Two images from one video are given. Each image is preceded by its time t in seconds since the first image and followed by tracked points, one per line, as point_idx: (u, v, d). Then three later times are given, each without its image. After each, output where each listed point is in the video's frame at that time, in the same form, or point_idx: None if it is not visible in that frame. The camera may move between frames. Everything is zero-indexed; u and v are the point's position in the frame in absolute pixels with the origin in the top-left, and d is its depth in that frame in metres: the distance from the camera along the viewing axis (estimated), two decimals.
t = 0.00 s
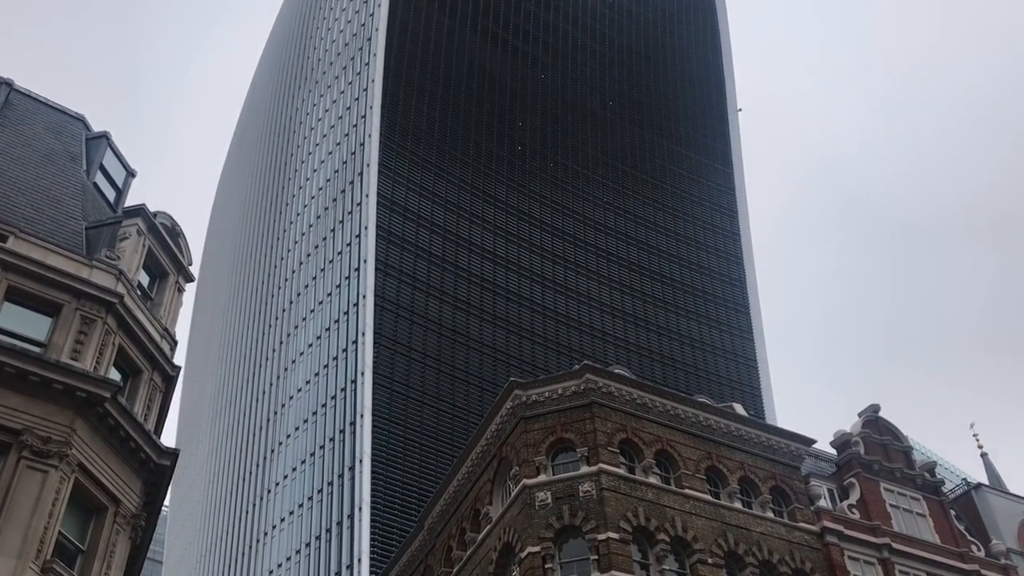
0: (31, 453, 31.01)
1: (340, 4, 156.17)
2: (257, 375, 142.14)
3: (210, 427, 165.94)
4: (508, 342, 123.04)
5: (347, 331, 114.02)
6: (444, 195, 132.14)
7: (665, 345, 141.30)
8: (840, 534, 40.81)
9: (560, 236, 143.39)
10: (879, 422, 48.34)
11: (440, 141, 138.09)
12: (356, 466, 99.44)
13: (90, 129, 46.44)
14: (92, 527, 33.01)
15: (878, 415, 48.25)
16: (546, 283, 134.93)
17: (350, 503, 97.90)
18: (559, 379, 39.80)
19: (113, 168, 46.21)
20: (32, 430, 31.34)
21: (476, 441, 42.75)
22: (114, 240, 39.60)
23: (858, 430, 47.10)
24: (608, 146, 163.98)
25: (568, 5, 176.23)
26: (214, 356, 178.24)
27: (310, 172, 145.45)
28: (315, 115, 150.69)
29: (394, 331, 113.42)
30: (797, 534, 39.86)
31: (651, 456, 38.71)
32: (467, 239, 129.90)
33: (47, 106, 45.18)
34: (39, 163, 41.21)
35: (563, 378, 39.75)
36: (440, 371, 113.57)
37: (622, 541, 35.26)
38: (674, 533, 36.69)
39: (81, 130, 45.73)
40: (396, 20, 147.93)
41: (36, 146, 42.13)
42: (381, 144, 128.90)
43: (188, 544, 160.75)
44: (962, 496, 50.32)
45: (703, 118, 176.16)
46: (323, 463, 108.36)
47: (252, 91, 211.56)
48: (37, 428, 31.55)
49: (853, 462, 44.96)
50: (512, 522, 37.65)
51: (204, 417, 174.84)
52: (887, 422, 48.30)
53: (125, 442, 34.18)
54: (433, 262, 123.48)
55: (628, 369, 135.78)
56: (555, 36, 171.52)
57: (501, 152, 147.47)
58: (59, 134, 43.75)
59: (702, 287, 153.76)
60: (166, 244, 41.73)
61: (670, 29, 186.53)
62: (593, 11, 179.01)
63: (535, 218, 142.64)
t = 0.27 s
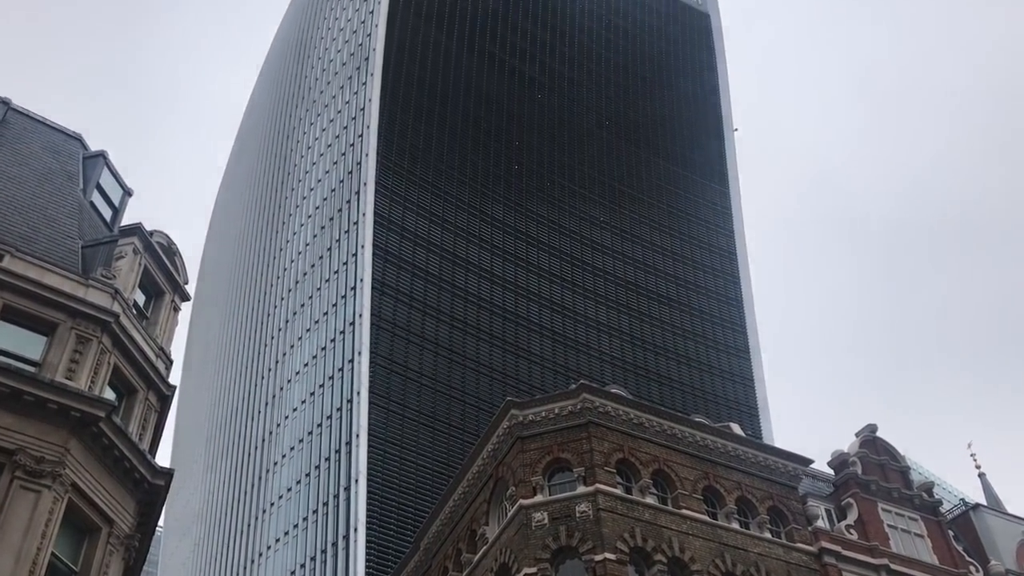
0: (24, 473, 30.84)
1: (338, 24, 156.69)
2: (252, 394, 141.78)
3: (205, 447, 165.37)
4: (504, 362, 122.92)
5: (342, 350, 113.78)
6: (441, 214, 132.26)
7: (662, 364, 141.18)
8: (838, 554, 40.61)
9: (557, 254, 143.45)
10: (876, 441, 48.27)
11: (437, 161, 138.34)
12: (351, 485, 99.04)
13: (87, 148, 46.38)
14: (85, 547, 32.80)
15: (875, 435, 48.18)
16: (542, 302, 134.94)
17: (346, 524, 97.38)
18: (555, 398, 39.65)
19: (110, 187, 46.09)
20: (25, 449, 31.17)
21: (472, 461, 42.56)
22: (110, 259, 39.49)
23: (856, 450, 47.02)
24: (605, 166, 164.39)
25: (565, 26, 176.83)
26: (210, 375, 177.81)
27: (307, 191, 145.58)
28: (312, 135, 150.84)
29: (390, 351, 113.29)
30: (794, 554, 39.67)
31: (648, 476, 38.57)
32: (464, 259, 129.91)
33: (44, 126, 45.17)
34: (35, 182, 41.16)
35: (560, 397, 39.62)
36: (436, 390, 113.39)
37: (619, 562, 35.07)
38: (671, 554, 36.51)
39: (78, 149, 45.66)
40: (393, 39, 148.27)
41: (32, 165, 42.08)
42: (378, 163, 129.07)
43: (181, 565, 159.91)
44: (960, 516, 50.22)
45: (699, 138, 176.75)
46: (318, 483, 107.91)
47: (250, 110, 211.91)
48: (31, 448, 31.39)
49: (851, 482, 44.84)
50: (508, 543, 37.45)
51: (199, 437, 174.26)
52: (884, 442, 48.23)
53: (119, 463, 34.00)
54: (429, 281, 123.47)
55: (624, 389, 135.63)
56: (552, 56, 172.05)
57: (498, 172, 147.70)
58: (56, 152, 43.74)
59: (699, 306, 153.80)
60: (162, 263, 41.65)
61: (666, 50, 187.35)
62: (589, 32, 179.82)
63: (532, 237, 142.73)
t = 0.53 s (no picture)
0: (18, 491, 30.68)
1: (335, 43, 157.20)
2: (247, 413, 141.38)
3: (199, 466, 164.72)
4: (500, 380, 122.77)
5: (337, 368, 113.54)
6: (437, 233, 132.37)
7: (658, 383, 141.05)
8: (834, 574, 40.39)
9: (552, 273, 143.48)
10: (872, 460, 48.25)
11: (433, 179, 138.55)
12: (345, 504, 98.63)
13: (83, 166, 46.42)
14: (78, 566, 32.61)
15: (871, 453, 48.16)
16: (538, 320, 134.92)
17: (340, 543, 96.95)
18: (550, 417, 39.57)
19: (107, 205, 46.07)
20: (19, 467, 31.02)
21: (467, 481, 42.39)
22: (105, 277, 39.45)
23: (852, 469, 46.98)
24: (601, 185, 164.77)
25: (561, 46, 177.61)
26: (204, 393, 177.31)
27: (303, 209, 145.64)
28: (308, 153, 151.01)
29: (386, 369, 113.13)
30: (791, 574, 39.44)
31: (643, 495, 38.46)
32: (459, 277, 129.89)
33: (41, 144, 45.20)
34: (31, 199, 41.14)
35: (555, 416, 39.53)
36: (431, 409, 113.21)
37: None
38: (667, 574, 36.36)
39: (74, 167, 45.69)
40: (390, 58, 148.78)
41: (28, 183, 42.08)
42: (374, 181, 129.22)
43: None
44: (956, 535, 50.14)
45: (694, 157, 177.28)
46: (312, 503, 107.45)
47: (246, 129, 212.23)
48: (24, 466, 31.23)
49: (847, 501, 44.76)
50: (503, 563, 37.26)
51: (193, 456, 173.57)
52: (880, 461, 48.21)
53: (113, 481, 33.85)
54: (425, 299, 123.44)
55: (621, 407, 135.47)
56: (549, 75, 172.67)
57: (493, 190, 147.87)
58: (52, 170, 43.77)
59: (695, 325, 153.87)
60: (158, 280, 41.60)
61: (662, 69, 188.12)
62: (586, 52, 180.60)
63: (528, 255, 142.82)
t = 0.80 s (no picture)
0: (9, 510, 30.60)
1: (332, 61, 157.54)
2: (241, 430, 140.90)
3: (193, 484, 163.95)
4: (495, 398, 122.60)
5: (332, 386, 113.26)
6: (433, 250, 132.46)
7: (653, 400, 140.87)
8: None
9: (547, 290, 143.52)
10: (868, 478, 48.21)
11: (428, 197, 138.71)
12: (339, 523, 98.24)
13: (79, 183, 46.35)
14: None
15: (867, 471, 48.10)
16: (533, 337, 134.93)
17: (334, 562, 96.46)
18: (546, 434, 39.50)
19: (102, 222, 45.97)
20: (11, 486, 30.90)
21: (462, 498, 42.25)
22: (100, 294, 39.40)
23: (848, 487, 46.91)
24: (596, 203, 165.04)
25: (557, 64, 178.24)
26: (198, 411, 176.68)
27: (298, 227, 145.60)
28: (304, 170, 151.07)
29: (381, 387, 112.88)
30: None
31: (639, 513, 38.36)
32: (454, 294, 129.87)
33: (37, 160, 45.15)
34: (25, 216, 41.07)
35: (551, 434, 39.46)
36: (426, 426, 113.06)
37: None
38: None
39: (70, 184, 45.61)
40: (386, 76, 149.14)
41: (23, 199, 42.00)
42: (370, 199, 129.32)
43: None
44: (952, 553, 50.04)
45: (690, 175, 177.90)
46: (306, 521, 107.02)
47: (242, 146, 212.36)
48: (16, 485, 31.12)
49: (843, 520, 44.68)
50: None
51: (186, 474, 172.86)
52: (875, 478, 48.17)
53: (106, 499, 33.67)
54: (420, 316, 123.37)
55: (616, 425, 135.38)
56: (545, 94, 173.16)
57: (489, 208, 148.06)
58: (47, 186, 43.70)
59: (691, 343, 153.91)
60: (153, 297, 41.53)
61: (658, 87, 188.81)
62: (581, 71, 181.17)
63: (523, 272, 142.93)
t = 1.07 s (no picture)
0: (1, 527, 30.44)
1: (328, 78, 157.85)
2: (236, 447, 140.36)
3: (186, 502, 163.17)
4: (491, 414, 122.39)
5: (327, 403, 112.89)
6: (429, 266, 132.43)
7: (649, 416, 140.66)
8: None
9: (543, 306, 143.41)
10: (864, 495, 48.04)
11: (424, 213, 138.77)
12: (334, 541, 97.75)
13: (75, 199, 46.26)
14: None
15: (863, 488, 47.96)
16: (529, 354, 134.75)
17: None
18: (542, 452, 39.38)
19: (97, 238, 45.89)
20: (3, 503, 30.75)
21: (457, 516, 42.05)
22: (95, 309, 39.27)
23: (845, 504, 46.79)
24: (592, 219, 165.16)
25: (552, 82, 178.72)
26: (193, 428, 176.00)
27: (294, 243, 145.51)
28: (301, 187, 151.05)
29: (376, 403, 112.63)
30: None
31: (635, 530, 38.23)
32: (450, 310, 129.70)
33: (32, 177, 45.11)
34: (20, 232, 41.00)
35: (547, 451, 39.34)
36: (421, 443, 112.76)
37: None
38: None
39: (65, 200, 45.53)
40: (382, 93, 149.42)
41: (18, 216, 41.92)
42: (366, 215, 129.34)
43: None
44: (949, 570, 49.86)
45: (685, 192, 178.47)
46: (300, 539, 106.48)
47: (238, 162, 212.46)
48: (9, 501, 30.96)
49: (840, 537, 44.53)
50: None
51: (180, 491, 172.05)
52: (872, 495, 48.02)
53: (99, 516, 33.48)
54: (416, 333, 123.23)
55: (612, 441, 135.16)
56: (541, 111, 173.52)
57: (485, 224, 148.09)
58: (43, 203, 43.64)
59: (687, 359, 153.80)
60: (147, 314, 41.43)
61: (654, 104, 189.32)
62: (577, 88, 181.63)
63: (519, 288, 142.84)
